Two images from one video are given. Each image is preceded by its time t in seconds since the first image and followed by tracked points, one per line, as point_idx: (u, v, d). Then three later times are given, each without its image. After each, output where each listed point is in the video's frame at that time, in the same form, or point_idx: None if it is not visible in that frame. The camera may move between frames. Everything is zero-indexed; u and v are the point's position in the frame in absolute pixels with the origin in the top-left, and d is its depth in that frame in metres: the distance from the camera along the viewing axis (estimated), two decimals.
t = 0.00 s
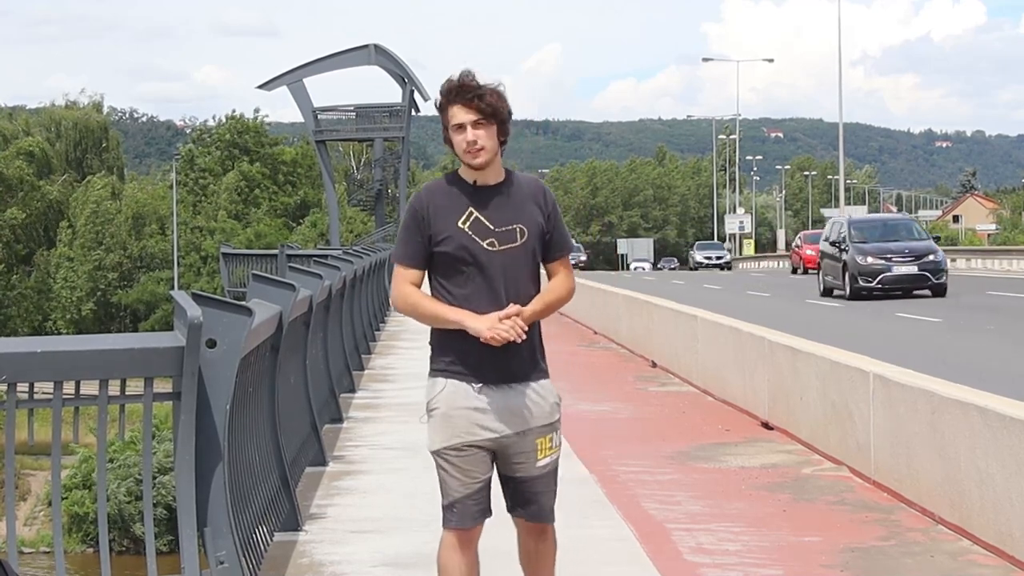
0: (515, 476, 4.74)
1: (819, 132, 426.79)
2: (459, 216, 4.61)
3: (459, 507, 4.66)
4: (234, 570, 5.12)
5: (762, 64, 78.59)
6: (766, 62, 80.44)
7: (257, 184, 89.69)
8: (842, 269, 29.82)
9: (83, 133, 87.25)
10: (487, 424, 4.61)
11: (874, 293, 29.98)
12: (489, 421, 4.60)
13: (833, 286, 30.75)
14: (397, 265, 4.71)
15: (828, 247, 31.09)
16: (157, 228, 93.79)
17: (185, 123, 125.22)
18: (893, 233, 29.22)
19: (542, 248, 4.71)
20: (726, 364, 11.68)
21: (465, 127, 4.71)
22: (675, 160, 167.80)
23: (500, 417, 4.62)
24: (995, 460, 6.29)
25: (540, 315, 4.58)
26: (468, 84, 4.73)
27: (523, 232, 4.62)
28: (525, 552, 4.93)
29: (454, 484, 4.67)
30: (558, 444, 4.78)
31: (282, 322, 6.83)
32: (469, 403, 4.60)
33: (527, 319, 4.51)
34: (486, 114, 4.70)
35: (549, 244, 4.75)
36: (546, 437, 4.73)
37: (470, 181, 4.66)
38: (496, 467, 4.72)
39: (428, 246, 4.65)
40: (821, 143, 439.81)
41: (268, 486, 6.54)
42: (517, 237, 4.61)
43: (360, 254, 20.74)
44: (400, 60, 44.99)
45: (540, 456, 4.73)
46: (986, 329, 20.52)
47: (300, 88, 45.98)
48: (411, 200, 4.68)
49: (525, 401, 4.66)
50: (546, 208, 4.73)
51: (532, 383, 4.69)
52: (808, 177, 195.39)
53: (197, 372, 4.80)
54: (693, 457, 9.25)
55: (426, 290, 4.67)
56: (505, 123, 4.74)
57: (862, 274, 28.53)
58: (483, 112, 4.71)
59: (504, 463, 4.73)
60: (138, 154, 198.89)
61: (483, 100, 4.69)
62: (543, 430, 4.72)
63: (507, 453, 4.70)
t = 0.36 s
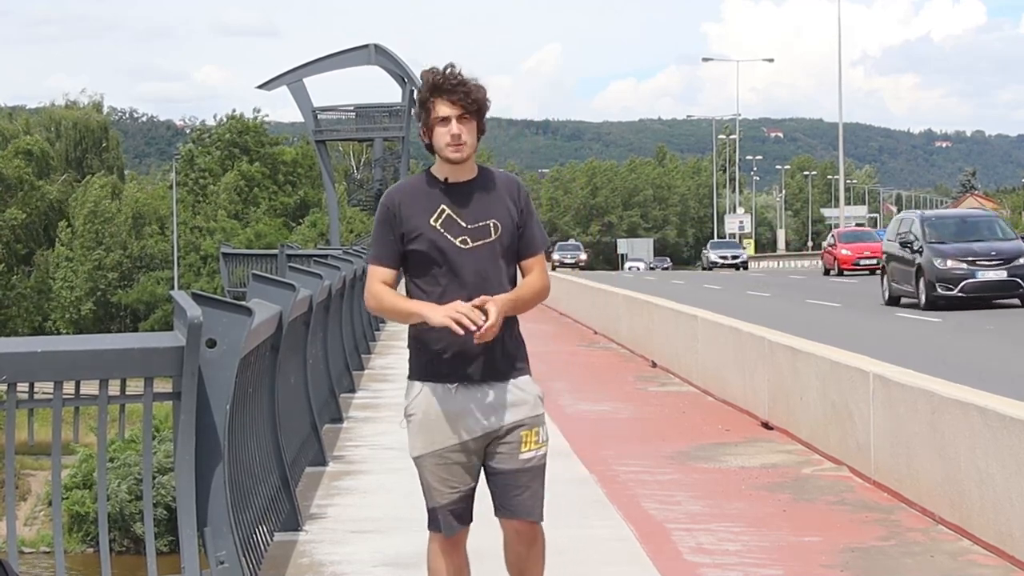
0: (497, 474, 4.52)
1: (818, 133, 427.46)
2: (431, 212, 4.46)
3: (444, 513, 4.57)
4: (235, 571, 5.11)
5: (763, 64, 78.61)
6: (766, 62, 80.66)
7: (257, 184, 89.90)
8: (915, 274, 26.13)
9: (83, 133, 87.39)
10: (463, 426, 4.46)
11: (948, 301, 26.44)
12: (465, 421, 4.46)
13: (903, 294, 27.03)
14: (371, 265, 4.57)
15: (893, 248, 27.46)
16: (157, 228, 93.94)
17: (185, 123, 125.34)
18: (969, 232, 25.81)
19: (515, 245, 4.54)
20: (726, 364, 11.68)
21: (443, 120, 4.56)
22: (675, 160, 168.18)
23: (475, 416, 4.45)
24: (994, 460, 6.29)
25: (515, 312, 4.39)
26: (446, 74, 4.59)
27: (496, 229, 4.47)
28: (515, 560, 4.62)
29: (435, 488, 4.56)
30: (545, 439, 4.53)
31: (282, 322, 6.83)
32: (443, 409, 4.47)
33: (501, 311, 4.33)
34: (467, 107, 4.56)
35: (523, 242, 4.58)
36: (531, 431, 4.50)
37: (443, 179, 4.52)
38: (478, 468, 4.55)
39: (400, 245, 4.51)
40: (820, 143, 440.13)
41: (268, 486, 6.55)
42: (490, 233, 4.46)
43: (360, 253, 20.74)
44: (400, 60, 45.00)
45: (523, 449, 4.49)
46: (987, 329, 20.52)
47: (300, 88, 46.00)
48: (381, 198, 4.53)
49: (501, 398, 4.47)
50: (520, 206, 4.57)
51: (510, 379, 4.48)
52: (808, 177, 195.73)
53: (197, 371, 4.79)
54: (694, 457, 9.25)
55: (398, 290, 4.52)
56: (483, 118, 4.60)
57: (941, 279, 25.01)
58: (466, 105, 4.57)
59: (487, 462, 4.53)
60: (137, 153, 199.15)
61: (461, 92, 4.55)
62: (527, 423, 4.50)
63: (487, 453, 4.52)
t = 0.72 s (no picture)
0: (491, 479, 4.46)
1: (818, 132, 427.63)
2: (424, 214, 4.45)
3: (444, 517, 4.57)
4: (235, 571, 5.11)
5: (760, 65, 78.70)
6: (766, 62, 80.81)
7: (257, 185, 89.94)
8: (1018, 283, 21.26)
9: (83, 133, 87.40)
10: (455, 432, 4.43)
11: None
12: (457, 424, 4.42)
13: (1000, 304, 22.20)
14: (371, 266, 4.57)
15: (991, 250, 22.35)
16: (156, 228, 94.00)
17: (185, 122, 125.37)
18: None
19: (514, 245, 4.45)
20: (725, 364, 11.68)
21: (440, 123, 4.51)
22: (675, 160, 168.28)
23: (465, 423, 4.42)
24: (995, 460, 6.29)
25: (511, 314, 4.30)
26: (443, 75, 4.54)
27: (490, 230, 4.41)
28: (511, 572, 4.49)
29: (433, 494, 4.56)
30: (541, 443, 4.46)
31: (282, 322, 6.83)
32: (436, 415, 4.45)
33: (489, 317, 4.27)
34: (465, 110, 4.51)
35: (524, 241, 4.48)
36: (525, 433, 4.43)
37: (438, 183, 4.49)
38: (473, 471, 4.51)
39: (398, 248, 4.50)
40: (821, 142, 441.53)
41: (268, 485, 6.54)
42: (483, 234, 4.40)
43: (359, 253, 20.71)
44: (400, 60, 44.97)
45: (516, 452, 4.42)
46: (987, 329, 20.51)
47: (300, 88, 45.97)
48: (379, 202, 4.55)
49: (494, 401, 4.40)
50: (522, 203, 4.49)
51: (506, 384, 4.41)
52: (808, 177, 195.86)
53: (197, 371, 4.79)
54: (693, 457, 9.24)
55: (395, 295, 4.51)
56: (481, 120, 4.54)
57: None
58: (465, 107, 4.52)
59: (483, 466, 4.48)
60: (137, 153, 199.26)
61: (460, 93, 4.49)
62: (521, 424, 4.42)
63: (481, 458, 4.47)
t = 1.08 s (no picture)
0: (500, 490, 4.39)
1: (819, 132, 427.75)
2: (445, 220, 4.37)
3: (457, 522, 4.54)
4: (234, 571, 5.11)
5: (760, 64, 78.47)
6: (767, 63, 80.74)
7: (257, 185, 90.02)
8: None
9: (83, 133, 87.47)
10: (465, 442, 4.38)
11: None
12: (472, 433, 4.35)
13: None
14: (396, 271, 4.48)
15: None
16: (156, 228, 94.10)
17: (185, 122, 125.48)
18: None
19: (537, 256, 4.37)
20: (725, 364, 11.68)
21: (465, 126, 4.45)
22: (676, 160, 168.44)
23: (478, 433, 4.35)
24: (995, 460, 6.29)
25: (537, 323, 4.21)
26: (471, 77, 4.50)
27: (515, 238, 4.32)
28: None
29: (449, 499, 4.52)
30: (556, 454, 4.37)
31: (282, 321, 6.83)
32: (447, 425, 4.39)
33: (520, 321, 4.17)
34: (492, 113, 4.46)
35: (549, 253, 4.40)
36: (537, 445, 4.35)
37: (463, 186, 4.40)
38: (486, 479, 4.45)
39: (421, 251, 4.41)
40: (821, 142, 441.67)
41: (268, 485, 6.54)
42: (506, 243, 4.32)
43: (360, 253, 20.72)
44: (400, 60, 44.96)
45: (527, 464, 4.34)
46: (987, 329, 20.50)
47: (300, 88, 45.99)
48: (403, 203, 4.46)
49: (507, 411, 4.32)
50: (547, 211, 4.40)
51: (521, 395, 4.32)
52: (809, 177, 195.98)
53: (198, 371, 4.79)
54: (694, 457, 9.24)
55: (419, 300, 4.41)
56: (508, 125, 4.47)
57: None
58: (494, 110, 4.46)
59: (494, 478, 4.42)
60: (138, 153, 199.41)
61: (488, 95, 4.45)
62: (534, 437, 4.34)
63: (493, 467, 4.40)
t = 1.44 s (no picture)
0: (524, 493, 4.33)
1: (818, 131, 427.81)
2: (476, 216, 4.31)
3: (470, 523, 4.48)
4: (235, 572, 5.12)
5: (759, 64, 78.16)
6: (767, 63, 80.86)
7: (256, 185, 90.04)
8: None
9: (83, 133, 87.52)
10: (488, 439, 4.32)
11: None
12: (496, 433, 4.30)
13: None
14: (423, 267, 4.43)
15: None
16: (156, 227, 94.04)
17: (185, 122, 125.46)
18: None
19: (568, 253, 4.32)
20: (726, 364, 11.67)
21: (494, 116, 4.40)
22: (675, 160, 168.53)
23: (502, 433, 4.30)
24: (995, 460, 6.29)
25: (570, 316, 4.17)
26: (499, 67, 4.45)
27: (547, 234, 4.26)
28: None
29: (463, 498, 4.46)
30: (580, 460, 4.31)
31: (282, 322, 6.83)
32: (470, 420, 4.33)
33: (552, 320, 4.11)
34: (522, 103, 4.40)
35: (580, 249, 4.35)
36: (561, 452, 4.29)
37: (492, 180, 4.34)
38: (506, 481, 4.40)
39: (447, 248, 4.36)
40: (821, 142, 441.65)
41: (267, 486, 6.54)
42: (538, 239, 4.26)
43: (360, 254, 20.72)
44: (400, 60, 44.96)
45: (553, 468, 4.28)
46: (987, 329, 20.50)
47: (300, 88, 45.97)
48: (432, 198, 4.40)
49: (535, 410, 4.27)
50: (579, 206, 4.35)
51: (550, 396, 4.26)
52: (809, 178, 196.18)
53: (198, 371, 4.79)
54: (693, 457, 9.25)
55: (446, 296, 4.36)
56: (540, 116, 4.42)
57: None
58: (522, 102, 4.40)
59: (516, 479, 4.37)
60: (137, 153, 199.33)
61: (517, 85, 4.39)
62: (557, 441, 4.29)
63: (515, 468, 4.35)
